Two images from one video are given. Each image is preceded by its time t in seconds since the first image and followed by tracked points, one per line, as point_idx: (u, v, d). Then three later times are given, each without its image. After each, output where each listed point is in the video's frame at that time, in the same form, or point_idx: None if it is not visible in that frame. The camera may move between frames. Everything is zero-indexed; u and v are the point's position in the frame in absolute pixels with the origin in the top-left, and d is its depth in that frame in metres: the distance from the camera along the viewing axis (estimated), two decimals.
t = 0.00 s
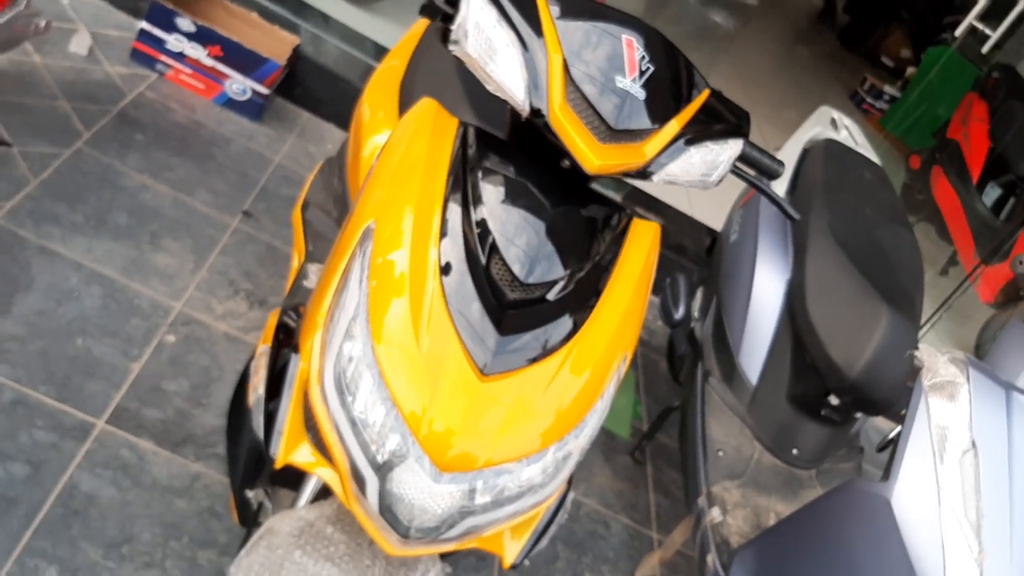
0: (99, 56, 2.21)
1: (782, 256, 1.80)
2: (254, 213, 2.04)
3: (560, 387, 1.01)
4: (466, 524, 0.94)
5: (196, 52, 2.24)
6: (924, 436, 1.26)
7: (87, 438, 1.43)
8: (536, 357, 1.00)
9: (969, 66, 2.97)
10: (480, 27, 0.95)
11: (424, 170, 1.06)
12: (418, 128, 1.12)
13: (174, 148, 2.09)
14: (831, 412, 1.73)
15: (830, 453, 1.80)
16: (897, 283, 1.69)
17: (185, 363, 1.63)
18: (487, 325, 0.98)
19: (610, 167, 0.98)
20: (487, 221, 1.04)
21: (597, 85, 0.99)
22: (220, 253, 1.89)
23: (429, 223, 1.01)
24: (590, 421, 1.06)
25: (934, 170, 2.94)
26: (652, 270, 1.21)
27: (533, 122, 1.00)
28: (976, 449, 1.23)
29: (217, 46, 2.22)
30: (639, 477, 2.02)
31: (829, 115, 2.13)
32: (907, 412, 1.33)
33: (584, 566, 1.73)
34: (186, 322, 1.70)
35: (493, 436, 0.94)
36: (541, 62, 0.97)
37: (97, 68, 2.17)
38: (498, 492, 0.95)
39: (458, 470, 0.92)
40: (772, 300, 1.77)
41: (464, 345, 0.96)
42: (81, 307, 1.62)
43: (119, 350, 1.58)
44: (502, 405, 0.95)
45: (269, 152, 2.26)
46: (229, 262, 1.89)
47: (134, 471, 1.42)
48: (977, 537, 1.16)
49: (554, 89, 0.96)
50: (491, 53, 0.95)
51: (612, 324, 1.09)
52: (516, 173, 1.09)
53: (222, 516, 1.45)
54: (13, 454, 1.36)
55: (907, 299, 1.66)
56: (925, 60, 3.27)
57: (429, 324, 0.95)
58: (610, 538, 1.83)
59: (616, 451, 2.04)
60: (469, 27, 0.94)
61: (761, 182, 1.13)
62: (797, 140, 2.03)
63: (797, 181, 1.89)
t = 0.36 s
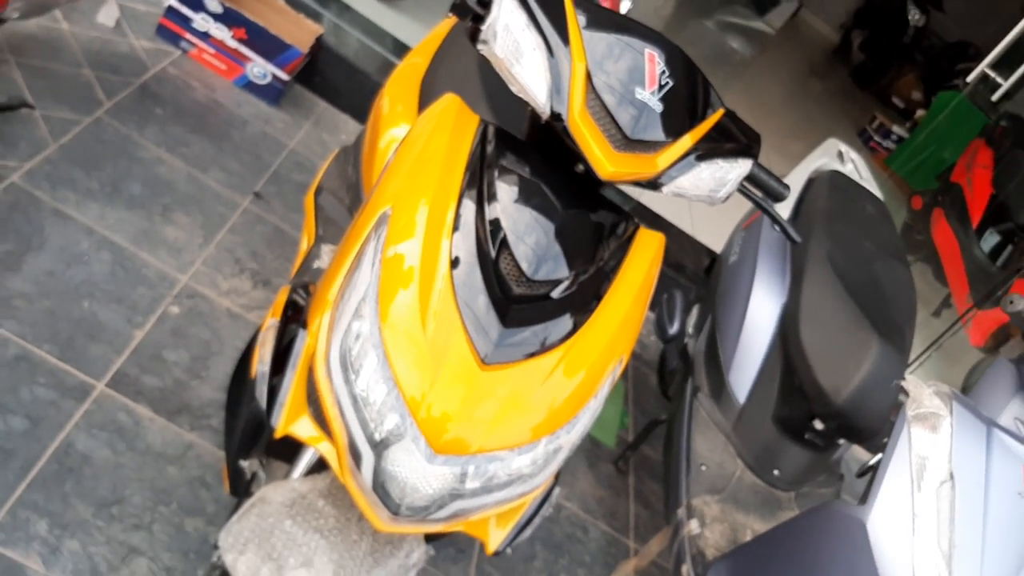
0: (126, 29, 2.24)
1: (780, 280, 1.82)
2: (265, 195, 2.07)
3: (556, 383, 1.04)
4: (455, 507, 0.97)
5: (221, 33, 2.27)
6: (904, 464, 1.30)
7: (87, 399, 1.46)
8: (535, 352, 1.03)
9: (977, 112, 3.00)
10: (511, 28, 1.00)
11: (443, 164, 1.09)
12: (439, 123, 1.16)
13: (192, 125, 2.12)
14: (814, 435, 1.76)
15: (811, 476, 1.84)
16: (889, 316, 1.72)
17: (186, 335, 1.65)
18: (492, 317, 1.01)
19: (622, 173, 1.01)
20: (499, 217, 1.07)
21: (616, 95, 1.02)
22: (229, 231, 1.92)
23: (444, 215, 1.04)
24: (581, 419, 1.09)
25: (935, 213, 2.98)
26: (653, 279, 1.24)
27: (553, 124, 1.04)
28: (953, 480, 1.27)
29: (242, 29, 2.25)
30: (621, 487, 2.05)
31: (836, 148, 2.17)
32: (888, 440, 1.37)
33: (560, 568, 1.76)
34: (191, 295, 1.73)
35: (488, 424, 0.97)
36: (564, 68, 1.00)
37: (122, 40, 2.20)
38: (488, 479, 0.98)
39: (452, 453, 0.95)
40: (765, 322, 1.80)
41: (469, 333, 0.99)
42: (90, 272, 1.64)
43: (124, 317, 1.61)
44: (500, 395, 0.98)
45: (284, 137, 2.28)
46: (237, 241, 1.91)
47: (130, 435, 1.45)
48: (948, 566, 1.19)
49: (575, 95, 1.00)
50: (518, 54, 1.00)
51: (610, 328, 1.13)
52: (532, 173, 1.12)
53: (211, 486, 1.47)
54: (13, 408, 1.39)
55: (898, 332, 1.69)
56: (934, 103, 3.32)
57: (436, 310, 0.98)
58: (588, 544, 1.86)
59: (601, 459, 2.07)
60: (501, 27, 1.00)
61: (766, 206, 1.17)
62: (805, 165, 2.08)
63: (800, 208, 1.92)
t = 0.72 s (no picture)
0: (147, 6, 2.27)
1: (776, 296, 1.86)
2: (274, 178, 2.10)
3: (553, 377, 1.07)
4: (448, 489, 1.00)
5: (241, 17, 2.29)
6: (886, 483, 1.32)
7: (89, 365, 1.48)
8: (535, 345, 1.06)
9: (980, 147, 3.05)
10: (532, 28, 1.03)
11: (456, 158, 1.13)
12: (455, 118, 1.19)
13: (208, 105, 2.15)
14: (801, 451, 1.77)
15: (794, 492, 1.85)
16: (882, 338, 1.74)
17: (190, 310, 1.68)
18: (496, 307, 1.03)
19: (631, 176, 1.04)
20: (509, 212, 1.10)
21: (631, 100, 1.05)
22: (237, 212, 1.94)
23: (455, 207, 1.07)
24: (575, 413, 1.12)
25: (934, 244, 3.03)
26: (654, 283, 1.28)
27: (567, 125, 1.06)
28: (933, 501, 1.29)
29: (262, 14, 2.27)
30: (607, 490, 2.07)
31: (839, 171, 2.20)
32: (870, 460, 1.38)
33: (543, 566, 1.79)
34: (197, 271, 1.75)
35: (486, 411, 1.00)
36: (582, 69, 1.03)
37: (143, 17, 2.23)
38: (482, 464, 1.01)
39: (449, 436, 0.98)
40: (758, 338, 1.83)
41: (472, 321, 1.01)
42: (99, 241, 1.67)
43: (130, 288, 1.64)
44: (499, 384, 1.01)
45: (297, 124, 2.31)
46: (245, 222, 1.93)
47: (130, 404, 1.48)
48: None
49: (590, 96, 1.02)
50: (537, 53, 1.03)
51: (608, 327, 1.16)
52: (543, 171, 1.15)
53: (206, 459, 1.49)
54: (17, 369, 1.42)
55: (889, 354, 1.72)
56: (938, 135, 3.35)
57: (442, 297, 1.01)
58: (571, 543, 1.88)
59: (589, 461, 2.09)
60: (522, 28, 1.04)
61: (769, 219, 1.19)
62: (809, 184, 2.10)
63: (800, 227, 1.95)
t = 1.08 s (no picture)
0: None
1: (779, 317, 1.88)
2: (295, 166, 2.13)
3: (556, 373, 1.10)
4: (447, 473, 1.04)
5: (274, 6, 2.34)
6: (873, 504, 1.32)
7: (103, 332, 1.52)
8: (541, 340, 1.09)
9: (991, 190, 3.03)
10: (561, 35, 1.07)
11: (479, 156, 1.16)
12: (480, 118, 1.22)
13: (236, 89, 2.18)
14: (790, 471, 1.80)
15: (782, 511, 1.88)
16: (877, 365, 1.76)
17: (204, 288, 1.71)
18: (507, 301, 1.06)
19: (646, 185, 1.07)
20: (525, 212, 1.12)
21: (650, 112, 1.08)
22: (256, 195, 1.98)
23: (474, 203, 1.10)
24: (576, 409, 1.15)
25: (936, 280, 3.05)
26: (660, 291, 1.31)
27: (588, 131, 1.10)
28: (916, 526, 1.32)
29: (296, 5, 2.32)
30: (598, 497, 2.10)
31: (850, 201, 2.23)
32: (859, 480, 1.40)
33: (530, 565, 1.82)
34: (213, 250, 1.79)
35: (490, 401, 1.03)
36: (607, 77, 1.06)
37: None
38: (481, 452, 1.04)
39: (453, 422, 1.01)
40: (758, 357, 1.86)
41: (483, 313, 1.04)
42: (120, 213, 1.70)
43: (147, 261, 1.67)
44: (504, 375, 1.04)
45: (320, 114, 2.35)
46: (263, 206, 1.97)
47: (139, 372, 1.51)
48: None
49: (613, 103, 1.06)
50: (564, 60, 1.07)
51: (612, 330, 1.19)
52: (561, 175, 1.17)
53: (210, 433, 1.52)
54: (32, 330, 1.45)
55: (885, 383, 1.74)
56: (951, 174, 3.34)
57: (456, 288, 1.04)
58: (558, 546, 1.91)
59: (582, 467, 2.12)
60: (553, 34, 1.07)
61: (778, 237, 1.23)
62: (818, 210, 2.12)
63: (807, 252, 1.98)
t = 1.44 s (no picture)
0: None
1: (771, 330, 1.92)
2: (303, 164, 2.17)
3: (556, 373, 1.13)
4: (445, 465, 1.07)
5: (287, 6, 2.38)
6: (857, 514, 1.35)
7: (111, 318, 1.55)
8: (541, 340, 1.12)
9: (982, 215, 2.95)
10: (572, 46, 1.13)
11: (488, 159, 1.19)
12: (491, 121, 1.25)
13: (248, 87, 2.22)
14: (778, 480, 1.84)
15: (766, 519, 1.92)
16: (867, 382, 1.80)
17: (211, 279, 1.74)
18: (510, 301, 1.10)
19: (649, 193, 1.11)
20: (531, 215, 1.18)
21: (656, 123, 1.12)
22: (265, 191, 2.01)
23: (480, 205, 1.14)
24: (573, 408, 1.18)
25: (928, 302, 3.11)
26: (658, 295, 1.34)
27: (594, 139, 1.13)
28: (898, 537, 1.35)
29: (308, 7, 2.36)
30: (586, 500, 2.13)
31: (844, 220, 2.28)
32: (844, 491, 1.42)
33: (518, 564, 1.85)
34: (221, 243, 1.82)
35: (490, 397, 1.06)
36: (614, 88, 1.10)
37: None
38: (478, 446, 1.08)
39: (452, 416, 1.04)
40: (749, 367, 1.90)
41: (486, 312, 1.08)
42: (131, 202, 1.74)
43: (156, 250, 1.70)
44: (504, 373, 1.07)
45: (329, 114, 2.38)
46: (271, 202, 2.00)
47: (144, 359, 1.54)
48: None
49: (620, 113, 1.09)
50: (574, 68, 1.13)
51: (611, 333, 1.22)
52: (565, 179, 1.25)
53: (211, 421, 1.56)
54: (42, 313, 1.49)
55: (871, 398, 1.78)
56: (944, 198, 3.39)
57: (460, 287, 1.07)
58: (546, 546, 1.94)
59: (572, 470, 2.16)
60: (564, 45, 1.14)
61: (773, 250, 1.29)
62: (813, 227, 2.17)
63: (802, 267, 2.02)
